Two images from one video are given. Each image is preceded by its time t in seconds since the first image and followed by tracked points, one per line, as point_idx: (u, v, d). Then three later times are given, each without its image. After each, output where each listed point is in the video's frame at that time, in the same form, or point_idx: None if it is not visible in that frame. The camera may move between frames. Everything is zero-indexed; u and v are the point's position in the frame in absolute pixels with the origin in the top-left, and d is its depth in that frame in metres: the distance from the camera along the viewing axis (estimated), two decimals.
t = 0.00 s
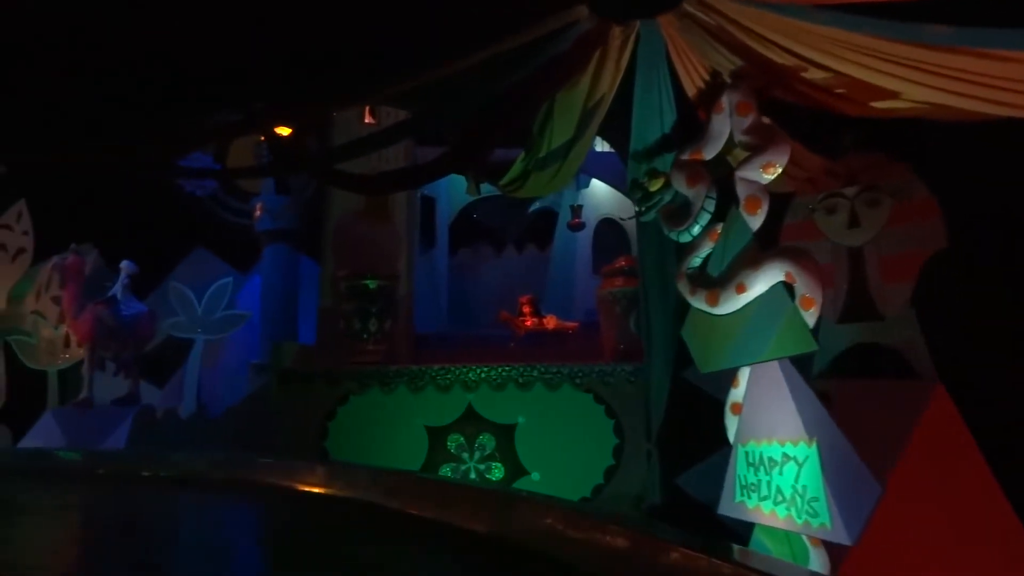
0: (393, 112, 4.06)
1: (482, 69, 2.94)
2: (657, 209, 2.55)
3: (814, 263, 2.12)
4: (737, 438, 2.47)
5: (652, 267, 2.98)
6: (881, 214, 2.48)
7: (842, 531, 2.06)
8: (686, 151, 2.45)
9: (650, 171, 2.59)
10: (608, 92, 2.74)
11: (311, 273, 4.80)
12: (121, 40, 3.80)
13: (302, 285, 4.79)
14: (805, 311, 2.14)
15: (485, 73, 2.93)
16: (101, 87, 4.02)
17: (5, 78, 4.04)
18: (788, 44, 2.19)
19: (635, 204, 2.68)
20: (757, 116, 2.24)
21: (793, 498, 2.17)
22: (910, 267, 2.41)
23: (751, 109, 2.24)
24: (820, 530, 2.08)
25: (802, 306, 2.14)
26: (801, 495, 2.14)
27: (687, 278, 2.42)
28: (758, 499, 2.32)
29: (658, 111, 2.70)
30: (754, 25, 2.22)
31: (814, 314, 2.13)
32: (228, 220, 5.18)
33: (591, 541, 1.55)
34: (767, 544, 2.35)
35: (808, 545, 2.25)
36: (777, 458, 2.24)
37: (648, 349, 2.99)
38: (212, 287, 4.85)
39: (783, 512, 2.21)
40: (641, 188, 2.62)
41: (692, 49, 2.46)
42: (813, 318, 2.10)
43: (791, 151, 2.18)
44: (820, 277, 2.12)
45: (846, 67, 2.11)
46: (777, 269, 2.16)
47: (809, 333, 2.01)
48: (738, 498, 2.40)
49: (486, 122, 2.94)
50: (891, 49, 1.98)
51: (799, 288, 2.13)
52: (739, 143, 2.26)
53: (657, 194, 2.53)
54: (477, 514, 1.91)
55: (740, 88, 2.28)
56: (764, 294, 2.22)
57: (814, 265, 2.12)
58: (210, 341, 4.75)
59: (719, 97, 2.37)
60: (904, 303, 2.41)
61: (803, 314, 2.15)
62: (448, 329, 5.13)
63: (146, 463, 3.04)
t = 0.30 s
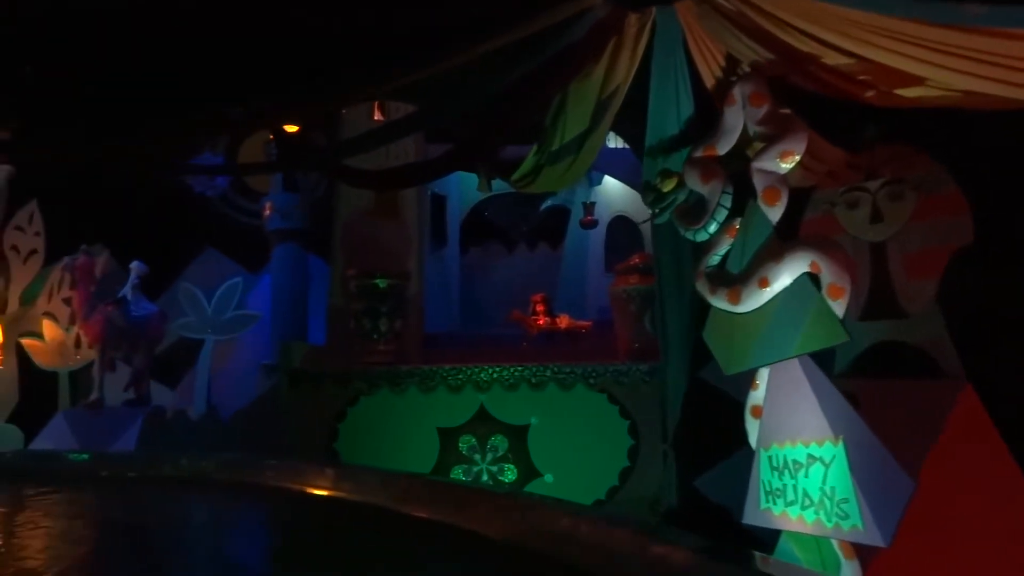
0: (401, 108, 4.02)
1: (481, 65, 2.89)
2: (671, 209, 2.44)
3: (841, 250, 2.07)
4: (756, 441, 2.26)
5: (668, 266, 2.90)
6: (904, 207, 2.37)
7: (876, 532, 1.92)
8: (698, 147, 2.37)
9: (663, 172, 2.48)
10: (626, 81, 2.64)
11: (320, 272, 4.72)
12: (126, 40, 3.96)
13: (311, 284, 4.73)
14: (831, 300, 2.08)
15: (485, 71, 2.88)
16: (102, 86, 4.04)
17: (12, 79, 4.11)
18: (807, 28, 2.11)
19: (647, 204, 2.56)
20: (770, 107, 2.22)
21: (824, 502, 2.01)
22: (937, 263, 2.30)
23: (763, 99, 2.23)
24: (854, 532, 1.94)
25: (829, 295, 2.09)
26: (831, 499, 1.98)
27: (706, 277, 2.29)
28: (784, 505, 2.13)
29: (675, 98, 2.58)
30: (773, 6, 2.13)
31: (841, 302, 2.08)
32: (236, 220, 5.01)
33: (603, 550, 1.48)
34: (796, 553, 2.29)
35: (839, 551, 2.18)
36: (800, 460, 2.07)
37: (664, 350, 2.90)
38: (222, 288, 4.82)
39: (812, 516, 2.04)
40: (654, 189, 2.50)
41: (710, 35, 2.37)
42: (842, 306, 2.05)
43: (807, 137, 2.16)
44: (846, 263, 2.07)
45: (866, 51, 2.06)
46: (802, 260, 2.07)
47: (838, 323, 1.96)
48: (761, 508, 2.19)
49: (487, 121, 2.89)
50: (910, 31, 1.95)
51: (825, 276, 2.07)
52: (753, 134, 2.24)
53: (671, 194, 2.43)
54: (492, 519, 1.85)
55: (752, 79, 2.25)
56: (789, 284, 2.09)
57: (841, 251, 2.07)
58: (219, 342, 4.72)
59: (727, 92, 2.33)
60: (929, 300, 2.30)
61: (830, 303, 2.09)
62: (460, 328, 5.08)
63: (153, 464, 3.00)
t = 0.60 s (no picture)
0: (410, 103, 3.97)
1: (481, 59, 2.96)
2: (685, 209, 2.37)
3: (864, 237, 1.99)
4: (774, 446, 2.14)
5: (682, 263, 2.83)
6: (929, 200, 2.28)
7: (910, 534, 1.79)
8: (710, 143, 2.30)
9: (675, 172, 2.41)
10: (639, 67, 2.57)
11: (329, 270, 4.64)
12: (127, 39, 3.94)
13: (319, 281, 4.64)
14: (857, 289, 2.00)
15: (485, 64, 2.94)
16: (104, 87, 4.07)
17: (15, 80, 4.19)
18: (828, 9, 2.07)
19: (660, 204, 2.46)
20: (785, 97, 2.12)
21: (851, 504, 1.88)
22: (961, 258, 2.21)
23: (778, 90, 2.12)
24: (885, 534, 1.82)
25: (856, 285, 2.00)
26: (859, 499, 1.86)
27: (725, 276, 2.20)
28: (806, 511, 1.99)
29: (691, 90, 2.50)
30: None
31: (868, 292, 1.99)
32: (245, 220, 4.97)
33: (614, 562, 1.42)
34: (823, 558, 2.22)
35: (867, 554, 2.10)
36: (824, 461, 1.95)
37: (678, 349, 2.83)
38: (229, 287, 4.79)
39: (838, 520, 1.91)
40: (666, 190, 2.42)
41: (728, 21, 2.32)
42: (869, 295, 1.97)
43: (825, 124, 2.07)
44: (871, 249, 1.99)
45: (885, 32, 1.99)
46: (824, 249, 2.01)
47: (868, 313, 1.83)
48: (784, 515, 2.05)
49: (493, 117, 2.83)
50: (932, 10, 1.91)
51: (850, 265, 1.99)
52: (767, 126, 2.14)
53: (684, 193, 2.35)
54: (499, 522, 1.83)
55: (765, 70, 2.16)
56: (812, 275, 2.01)
57: (865, 238, 1.99)
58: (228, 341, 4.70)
59: (741, 82, 2.26)
60: (954, 295, 2.21)
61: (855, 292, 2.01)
62: (470, 327, 5.03)
63: (161, 468, 2.98)
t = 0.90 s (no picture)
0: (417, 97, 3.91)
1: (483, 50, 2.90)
2: (699, 206, 2.30)
3: (889, 223, 1.89)
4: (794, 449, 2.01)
5: (697, 261, 2.77)
6: (952, 192, 2.23)
7: (943, 535, 1.66)
8: (723, 137, 2.24)
9: (687, 168, 2.35)
10: (653, 53, 2.52)
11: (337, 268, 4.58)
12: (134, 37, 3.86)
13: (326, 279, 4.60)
14: (884, 277, 1.88)
15: (484, 54, 2.88)
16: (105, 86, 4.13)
17: (16, 80, 4.19)
18: None
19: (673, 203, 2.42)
20: (798, 86, 2.04)
21: (878, 507, 1.75)
22: (986, 251, 2.15)
23: (791, 79, 2.04)
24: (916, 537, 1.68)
25: (882, 271, 1.88)
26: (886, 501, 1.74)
27: (742, 273, 2.12)
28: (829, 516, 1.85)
29: (707, 79, 2.44)
30: None
31: (896, 281, 1.87)
32: (252, 218, 4.91)
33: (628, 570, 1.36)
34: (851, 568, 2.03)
35: (900, 564, 1.95)
36: (848, 462, 1.82)
37: (692, 347, 2.77)
38: (236, 285, 4.74)
39: (865, 524, 1.77)
40: (678, 188, 2.37)
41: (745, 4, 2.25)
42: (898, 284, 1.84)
43: (843, 110, 1.99)
44: (897, 236, 1.88)
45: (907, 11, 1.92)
46: (847, 238, 1.91)
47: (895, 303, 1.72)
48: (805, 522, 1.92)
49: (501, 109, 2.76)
50: None
51: (876, 254, 1.88)
52: (783, 114, 2.06)
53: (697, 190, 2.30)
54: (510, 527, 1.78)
55: (778, 57, 2.08)
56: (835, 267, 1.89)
57: (890, 226, 1.88)
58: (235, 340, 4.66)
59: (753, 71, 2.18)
60: (980, 290, 2.14)
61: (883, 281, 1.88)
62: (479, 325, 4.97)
63: (167, 470, 2.94)
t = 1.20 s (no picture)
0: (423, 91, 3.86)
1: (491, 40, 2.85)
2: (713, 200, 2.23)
3: (917, 208, 1.77)
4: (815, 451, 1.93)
5: (710, 255, 2.70)
6: (976, 182, 2.09)
7: (976, 538, 1.59)
8: (737, 127, 2.18)
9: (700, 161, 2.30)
10: (665, 38, 2.44)
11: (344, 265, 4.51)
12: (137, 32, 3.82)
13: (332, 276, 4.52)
14: (913, 266, 1.76)
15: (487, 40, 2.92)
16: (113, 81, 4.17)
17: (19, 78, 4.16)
18: None
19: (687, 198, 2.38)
20: (816, 70, 1.97)
21: (906, 509, 1.68)
22: (1012, 245, 2.04)
23: (808, 63, 1.97)
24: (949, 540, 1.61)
25: (909, 261, 1.76)
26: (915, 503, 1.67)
27: (759, 265, 2.03)
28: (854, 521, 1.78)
29: (723, 66, 2.37)
30: None
31: (925, 270, 1.75)
32: (257, 214, 4.85)
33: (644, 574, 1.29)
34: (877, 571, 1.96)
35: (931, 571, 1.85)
36: (873, 462, 1.75)
37: (705, 344, 2.70)
38: (241, 283, 4.69)
39: (893, 528, 1.70)
40: (691, 182, 2.33)
41: None
42: (926, 274, 1.74)
43: (864, 94, 1.91)
44: (926, 221, 1.76)
45: None
46: (872, 226, 1.80)
47: (924, 294, 1.70)
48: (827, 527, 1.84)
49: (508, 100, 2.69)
50: None
51: (902, 242, 1.76)
52: (800, 101, 1.99)
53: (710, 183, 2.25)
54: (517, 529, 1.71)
55: (795, 44, 2.01)
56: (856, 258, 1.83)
57: (918, 211, 1.77)
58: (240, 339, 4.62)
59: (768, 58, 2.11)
60: (1008, 284, 2.05)
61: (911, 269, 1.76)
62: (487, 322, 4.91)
63: (171, 470, 2.88)
